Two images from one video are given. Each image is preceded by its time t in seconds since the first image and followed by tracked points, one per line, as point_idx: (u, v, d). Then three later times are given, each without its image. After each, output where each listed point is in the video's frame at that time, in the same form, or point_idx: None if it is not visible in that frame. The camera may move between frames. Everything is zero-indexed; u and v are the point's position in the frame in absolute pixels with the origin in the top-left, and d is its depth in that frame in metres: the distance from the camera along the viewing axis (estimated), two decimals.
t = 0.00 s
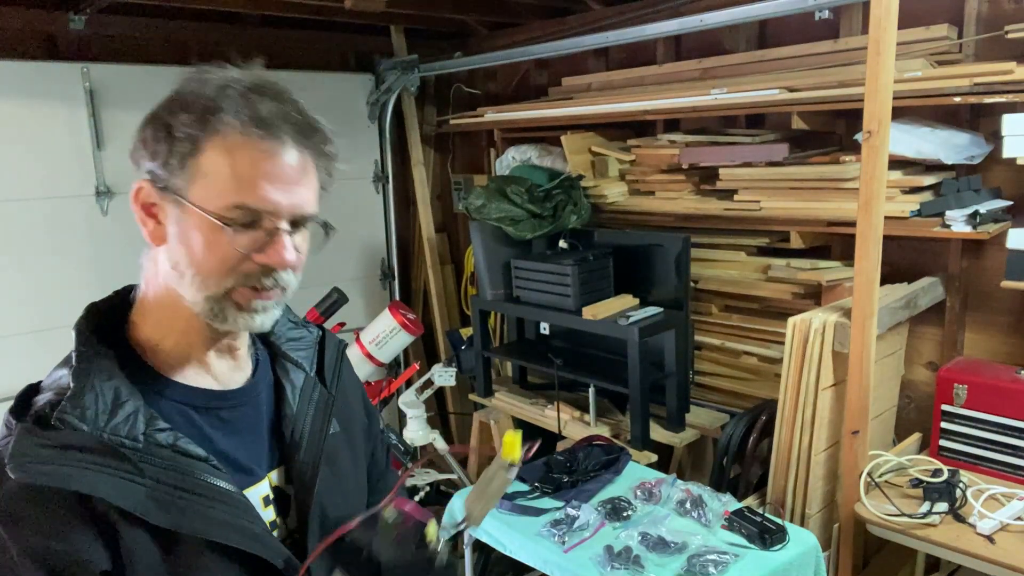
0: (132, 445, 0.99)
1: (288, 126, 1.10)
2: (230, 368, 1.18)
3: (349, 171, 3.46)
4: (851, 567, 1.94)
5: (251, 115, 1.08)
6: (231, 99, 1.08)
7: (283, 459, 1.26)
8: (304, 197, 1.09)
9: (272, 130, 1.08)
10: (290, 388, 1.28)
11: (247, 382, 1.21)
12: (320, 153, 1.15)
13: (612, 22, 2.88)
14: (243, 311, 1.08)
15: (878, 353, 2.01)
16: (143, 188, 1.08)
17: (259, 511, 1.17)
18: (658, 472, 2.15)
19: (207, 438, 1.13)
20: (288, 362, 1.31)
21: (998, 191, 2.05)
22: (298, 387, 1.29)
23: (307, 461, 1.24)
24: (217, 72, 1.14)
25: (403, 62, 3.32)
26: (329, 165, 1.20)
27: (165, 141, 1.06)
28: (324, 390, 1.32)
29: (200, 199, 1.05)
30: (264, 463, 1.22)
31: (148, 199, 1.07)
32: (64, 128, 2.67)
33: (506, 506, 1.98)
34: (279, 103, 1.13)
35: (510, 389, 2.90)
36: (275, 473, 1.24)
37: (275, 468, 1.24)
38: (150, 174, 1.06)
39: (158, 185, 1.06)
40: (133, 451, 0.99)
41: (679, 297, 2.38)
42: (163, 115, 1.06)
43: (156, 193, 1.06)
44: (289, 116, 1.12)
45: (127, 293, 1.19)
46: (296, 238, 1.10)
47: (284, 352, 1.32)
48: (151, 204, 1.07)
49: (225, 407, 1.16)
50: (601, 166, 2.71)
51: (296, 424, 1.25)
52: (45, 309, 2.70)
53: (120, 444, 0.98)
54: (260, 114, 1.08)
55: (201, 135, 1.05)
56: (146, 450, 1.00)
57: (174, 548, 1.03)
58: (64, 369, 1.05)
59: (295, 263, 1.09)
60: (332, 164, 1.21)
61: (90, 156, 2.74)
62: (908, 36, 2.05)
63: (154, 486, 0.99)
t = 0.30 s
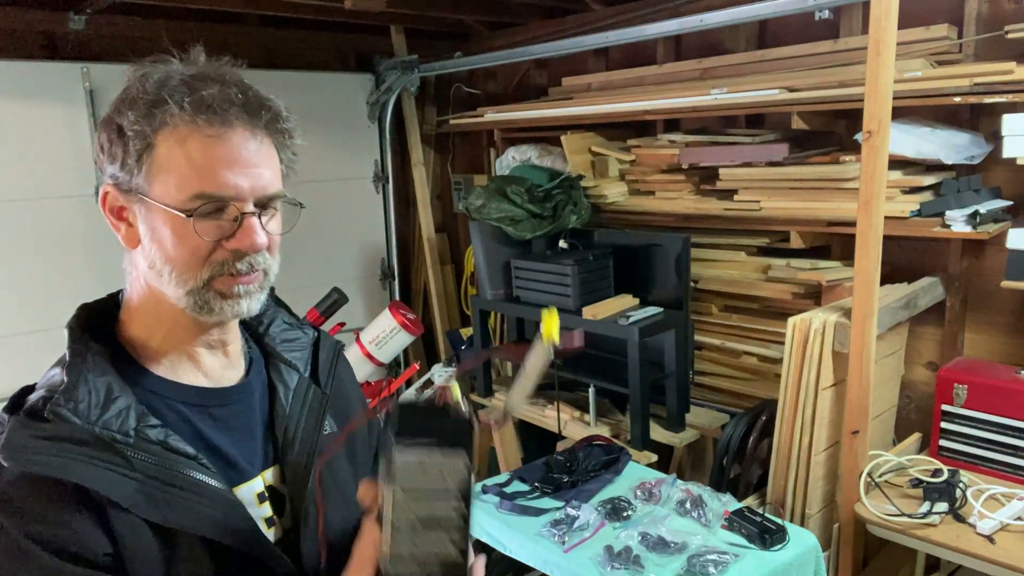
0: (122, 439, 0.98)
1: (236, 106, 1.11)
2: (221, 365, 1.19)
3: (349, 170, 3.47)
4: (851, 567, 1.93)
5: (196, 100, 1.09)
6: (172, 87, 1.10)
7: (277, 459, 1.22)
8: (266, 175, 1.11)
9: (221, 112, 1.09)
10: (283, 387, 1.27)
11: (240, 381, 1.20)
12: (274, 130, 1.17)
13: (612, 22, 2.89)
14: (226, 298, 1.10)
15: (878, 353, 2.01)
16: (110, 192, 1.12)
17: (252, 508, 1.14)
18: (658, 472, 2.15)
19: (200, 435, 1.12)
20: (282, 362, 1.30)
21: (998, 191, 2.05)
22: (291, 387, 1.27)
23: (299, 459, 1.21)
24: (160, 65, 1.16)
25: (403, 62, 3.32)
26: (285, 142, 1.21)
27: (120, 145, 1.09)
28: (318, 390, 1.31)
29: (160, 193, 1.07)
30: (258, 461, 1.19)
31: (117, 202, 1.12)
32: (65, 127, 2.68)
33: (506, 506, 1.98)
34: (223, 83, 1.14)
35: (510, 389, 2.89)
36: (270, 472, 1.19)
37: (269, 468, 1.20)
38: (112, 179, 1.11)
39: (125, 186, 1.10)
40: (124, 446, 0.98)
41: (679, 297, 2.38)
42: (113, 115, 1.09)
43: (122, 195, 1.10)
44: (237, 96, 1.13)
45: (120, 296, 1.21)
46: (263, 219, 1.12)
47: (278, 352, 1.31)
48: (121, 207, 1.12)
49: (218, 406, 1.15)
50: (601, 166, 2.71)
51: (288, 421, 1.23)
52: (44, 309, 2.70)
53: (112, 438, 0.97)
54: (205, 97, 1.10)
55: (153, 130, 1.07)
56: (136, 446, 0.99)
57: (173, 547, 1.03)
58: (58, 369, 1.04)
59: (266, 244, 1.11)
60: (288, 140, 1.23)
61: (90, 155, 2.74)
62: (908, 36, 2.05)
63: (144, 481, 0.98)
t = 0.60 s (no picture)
0: (121, 439, 0.97)
1: (215, 95, 1.11)
2: (220, 366, 1.18)
3: (350, 170, 3.47)
4: (851, 567, 1.93)
5: (173, 88, 1.09)
6: (151, 75, 1.11)
7: (277, 457, 1.22)
8: (251, 165, 1.10)
9: (201, 102, 1.09)
10: (281, 386, 1.26)
11: (238, 382, 1.20)
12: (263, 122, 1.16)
13: (612, 22, 2.89)
14: (217, 293, 1.08)
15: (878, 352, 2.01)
16: (102, 191, 1.13)
17: (252, 507, 1.15)
18: (658, 472, 2.15)
19: (199, 435, 1.13)
20: (280, 361, 1.29)
21: (998, 191, 2.05)
22: (288, 386, 1.27)
23: (299, 458, 1.21)
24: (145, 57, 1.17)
25: (403, 62, 3.31)
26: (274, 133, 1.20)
27: (108, 143, 1.11)
28: (317, 388, 1.30)
29: (147, 187, 1.08)
30: (257, 459, 1.19)
31: (109, 202, 1.12)
32: (64, 127, 2.68)
33: (506, 506, 1.97)
34: (205, 73, 1.14)
35: (510, 389, 2.89)
36: (269, 471, 1.20)
37: (269, 466, 1.20)
38: (104, 180, 1.12)
39: (116, 184, 1.10)
40: (123, 447, 0.97)
41: (679, 298, 2.38)
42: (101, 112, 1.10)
43: (113, 193, 1.11)
44: (217, 84, 1.13)
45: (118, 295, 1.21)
46: (250, 211, 1.11)
47: (276, 352, 1.30)
48: (114, 206, 1.12)
49: (217, 406, 1.15)
50: (602, 166, 2.71)
51: (287, 421, 1.23)
52: (43, 309, 2.70)
53: (110, 437, 0.96)
54: (183, 85, 1.10)
55: (135, 124, 1.07)
56: (135, 445, 0.98)
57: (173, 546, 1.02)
58: (56, 368, 1.04)
59: (252, 236, 1.11)
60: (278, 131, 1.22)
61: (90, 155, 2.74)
62: (908, 36, 2.05)
63: (143, 480, 0.97)
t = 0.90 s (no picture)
0: (112, 435, 0.89)
1: (174, 78, 1.09)
2: (216, 363, 1.16)
3: (349, 171, 3.47)
4: (851, 566, 1.93)
5: (131, 74, 1.08)
6: (115, 64, 1.10)
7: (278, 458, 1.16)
8: (213, 147, 1.07)
9: (160, 87, 1.08)
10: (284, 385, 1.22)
11: (235, 381, 1.16)
12: (232, 102, 1.12)
13: (612, 22, 2.89)
14: (188, 280, 1.05)
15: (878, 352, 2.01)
16: (93, 189, 1.14)
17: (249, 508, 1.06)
18: (658, 472, 2.15)
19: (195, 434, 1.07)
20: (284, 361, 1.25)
21: (998, 191, 2.05)
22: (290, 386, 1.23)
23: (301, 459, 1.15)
24: (123, 49, 1.17)
25: (404, 62, 3.32)
26: (250, 115, 1.15)
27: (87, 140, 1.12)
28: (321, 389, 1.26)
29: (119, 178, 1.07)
30: (253, 460, 1.12)
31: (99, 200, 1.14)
32: (64, 127, 2.68)
33: (506, 506, 1.97)
34: (168, 58, 1.12)
35: (510, 389, 2.89)
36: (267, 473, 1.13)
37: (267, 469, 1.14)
38: (90, 177, 1.13)
39: (100, 181, 1.11)
40: (116, 444, 0.89)
41: (679, 298, 2.38)
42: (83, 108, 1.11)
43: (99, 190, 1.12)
44: (174, 66, 1.10)
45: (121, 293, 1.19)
46: (216, 195, 1.08)
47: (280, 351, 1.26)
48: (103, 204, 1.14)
49: (214, 405, 1.11)
50: (602, 166, 2.71)
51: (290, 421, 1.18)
52: (43, 310, 2.70)
53: (100, 433, 0.89)
54: (141, 71, 1.08)
55: (102, 116, 1.08)
56: (130, 444, 0.90)
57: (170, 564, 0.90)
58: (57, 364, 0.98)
59: (219, 220, 1.07)
60: (257, 115, 1.17)
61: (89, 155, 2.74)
62: (908, 36, 2.04)
63: (133, 479, 0.89)
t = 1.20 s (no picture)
0: (97, 434, 0.93)
1: (153, 75, 1.09)
2: (212, 364, 1.14)
3: (349, 170, 3.47)
4: (851, 567, 1.93)
5: (111, 74, 1.09)
6: (96, 66, 1.11)
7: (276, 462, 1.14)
8: (197, 142, 1.07)
9: (141, 84, 1.08)
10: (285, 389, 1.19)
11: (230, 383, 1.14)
12: (212, 97, 1.12)
13: (612, 22, 2.89)
14: (180, 277, 1.05)
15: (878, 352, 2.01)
16: (84, 192, 1.15)
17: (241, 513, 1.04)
18: (658, 472, 2.15)
19: (184, 435, 1.05)
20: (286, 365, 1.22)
21: (998, 191, 2.04)
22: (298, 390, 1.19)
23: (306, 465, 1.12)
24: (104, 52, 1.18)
25: (404, 62, 3.31)
26: (232, 110, 1.16)
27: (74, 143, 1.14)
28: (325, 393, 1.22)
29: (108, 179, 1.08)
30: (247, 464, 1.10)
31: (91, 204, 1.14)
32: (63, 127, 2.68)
33: (506, 506, 1.97)
34: (148, 56, 1.13)
35: (510, 389, 2.89)
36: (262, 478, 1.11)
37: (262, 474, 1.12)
38: (82, 180, 1.14)
39: (90, 183, 1.12)
40: (101, 443, 0.93)
41: (679, 297, 2.38)
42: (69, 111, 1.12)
43: (91, 194, 1.13)
44: (153, 63, 1.10)
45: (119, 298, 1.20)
46: (202, 190, 1.08)
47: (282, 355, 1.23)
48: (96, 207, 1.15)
49: (206, 407, 1.10)
50: (602, 166, 2.71)
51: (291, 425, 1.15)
52: (44, 310, 2.70)
53: (85, 432, 0.92)
54: (121, 70, 1.09)
55: (86, 117, 1.09)
56: (114, 443, 0.93)
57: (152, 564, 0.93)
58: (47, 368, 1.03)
59: (207, 215, 1.07)
60: (239, 108, 1.18)
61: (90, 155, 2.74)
62: (908, 36, 2.04)
63: (116, 478, 0.92)
